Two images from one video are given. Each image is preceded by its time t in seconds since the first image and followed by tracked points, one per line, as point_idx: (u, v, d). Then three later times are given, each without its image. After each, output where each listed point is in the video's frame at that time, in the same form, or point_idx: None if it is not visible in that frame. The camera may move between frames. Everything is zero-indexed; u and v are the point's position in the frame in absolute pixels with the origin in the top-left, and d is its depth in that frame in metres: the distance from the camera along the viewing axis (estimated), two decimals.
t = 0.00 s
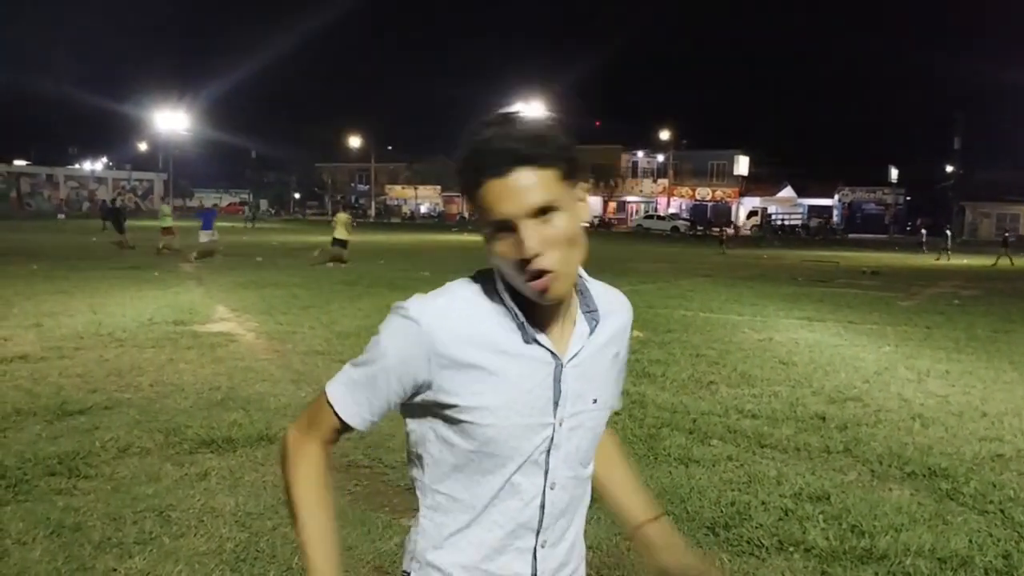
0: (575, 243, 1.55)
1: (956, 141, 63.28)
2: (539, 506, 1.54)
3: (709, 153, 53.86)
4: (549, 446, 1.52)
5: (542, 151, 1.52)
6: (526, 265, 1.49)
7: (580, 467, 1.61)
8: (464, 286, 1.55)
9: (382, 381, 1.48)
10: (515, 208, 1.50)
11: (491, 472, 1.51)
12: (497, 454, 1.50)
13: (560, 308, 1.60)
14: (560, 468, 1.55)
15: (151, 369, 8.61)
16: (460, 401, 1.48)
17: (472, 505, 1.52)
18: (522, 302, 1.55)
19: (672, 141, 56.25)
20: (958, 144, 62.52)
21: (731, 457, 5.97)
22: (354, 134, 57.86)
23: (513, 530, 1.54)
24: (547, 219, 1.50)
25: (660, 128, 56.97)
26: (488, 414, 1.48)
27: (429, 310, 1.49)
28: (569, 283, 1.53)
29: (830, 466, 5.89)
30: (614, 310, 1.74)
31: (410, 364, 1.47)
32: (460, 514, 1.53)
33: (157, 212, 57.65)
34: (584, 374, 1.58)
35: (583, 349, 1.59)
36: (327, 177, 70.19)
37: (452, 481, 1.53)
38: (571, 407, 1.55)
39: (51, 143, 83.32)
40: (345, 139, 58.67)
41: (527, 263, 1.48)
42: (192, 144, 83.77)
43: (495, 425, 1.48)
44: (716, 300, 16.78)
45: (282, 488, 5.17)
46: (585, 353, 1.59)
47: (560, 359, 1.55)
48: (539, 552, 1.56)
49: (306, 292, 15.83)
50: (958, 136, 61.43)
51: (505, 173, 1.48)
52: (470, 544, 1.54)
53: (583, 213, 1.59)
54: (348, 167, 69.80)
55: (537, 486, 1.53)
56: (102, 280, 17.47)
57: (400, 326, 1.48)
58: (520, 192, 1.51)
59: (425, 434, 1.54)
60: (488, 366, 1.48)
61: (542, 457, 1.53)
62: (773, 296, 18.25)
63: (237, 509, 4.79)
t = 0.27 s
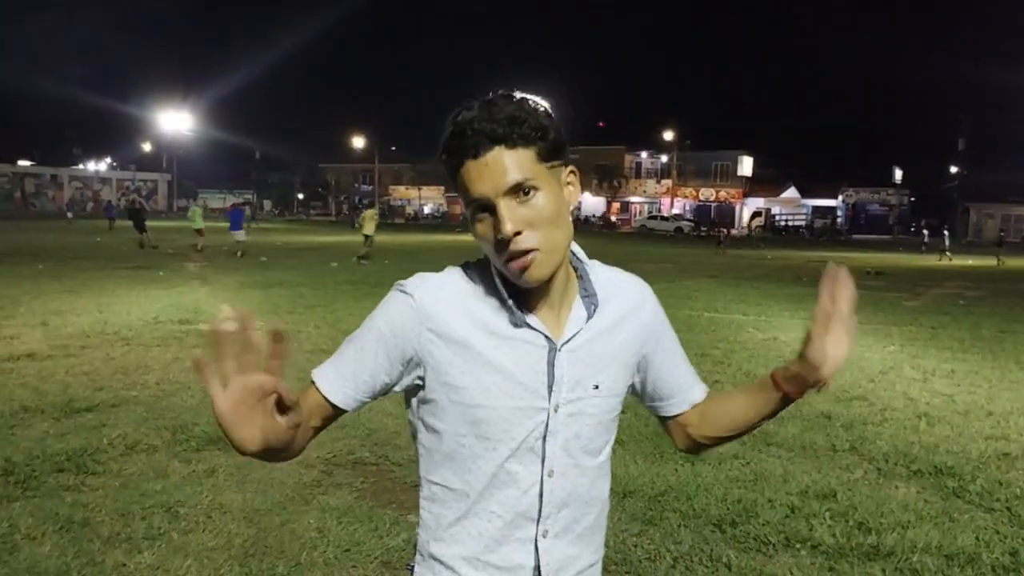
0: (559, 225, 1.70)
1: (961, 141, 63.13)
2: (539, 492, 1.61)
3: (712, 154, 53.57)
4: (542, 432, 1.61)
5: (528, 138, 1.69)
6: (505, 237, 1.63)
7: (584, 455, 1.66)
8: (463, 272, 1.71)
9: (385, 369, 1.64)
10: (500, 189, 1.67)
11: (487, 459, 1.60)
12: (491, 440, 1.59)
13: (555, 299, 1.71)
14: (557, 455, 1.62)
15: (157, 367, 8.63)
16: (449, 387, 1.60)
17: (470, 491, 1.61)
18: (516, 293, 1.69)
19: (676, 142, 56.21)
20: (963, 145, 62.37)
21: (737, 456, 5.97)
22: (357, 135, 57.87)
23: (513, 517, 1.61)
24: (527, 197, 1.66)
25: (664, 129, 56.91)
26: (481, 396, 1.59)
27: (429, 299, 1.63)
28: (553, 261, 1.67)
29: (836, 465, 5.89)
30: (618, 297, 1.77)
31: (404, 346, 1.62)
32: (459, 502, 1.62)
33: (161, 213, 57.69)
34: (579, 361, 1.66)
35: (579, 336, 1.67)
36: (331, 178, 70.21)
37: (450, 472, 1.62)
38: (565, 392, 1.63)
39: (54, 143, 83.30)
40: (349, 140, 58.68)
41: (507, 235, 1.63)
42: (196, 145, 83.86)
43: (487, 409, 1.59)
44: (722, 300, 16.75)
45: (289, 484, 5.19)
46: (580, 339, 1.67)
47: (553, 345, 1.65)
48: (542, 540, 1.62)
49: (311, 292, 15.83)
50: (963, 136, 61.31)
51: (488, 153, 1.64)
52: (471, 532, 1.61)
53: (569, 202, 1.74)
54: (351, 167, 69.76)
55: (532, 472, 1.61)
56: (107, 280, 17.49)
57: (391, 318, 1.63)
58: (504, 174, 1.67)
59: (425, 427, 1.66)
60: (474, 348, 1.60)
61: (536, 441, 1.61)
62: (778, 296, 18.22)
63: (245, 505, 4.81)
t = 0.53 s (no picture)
0: (552, 209, 1.64)
1: (964, 143, 63.18)
2: (536, 489, 1.56)
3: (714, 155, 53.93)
4: (539, 427, 1.55)
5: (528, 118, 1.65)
6: (494, 217, 1.60)
7: (586, 450, 1.59)
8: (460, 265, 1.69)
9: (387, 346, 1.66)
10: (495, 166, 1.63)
11: (482, 456, 1.57)
12: (484, 435, 1.55)
13: (553, 286, 1.65)
14: (556, 450, 1.56)
15: (165, 365, 8.66)
16: (442, 375, 1.58)
17: (470, 484, 1.58)
18: (510, 280, 1.66)
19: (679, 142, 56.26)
20: (966, 146, 62.42)
21: (744, 453, 6.00)
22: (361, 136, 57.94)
23: (511, 511, 1.57)
24: (519, 179, 1.62)
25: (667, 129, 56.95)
26: (474, 387, 1.55)
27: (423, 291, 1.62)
28: (543, 245, 1.61)
29: (843, 461, 5.91)
30: (627, 287, 1.69)
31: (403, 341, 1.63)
32: (458, 495, 1.61)
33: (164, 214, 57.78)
34: (579, 354, 1.59)
35: (578, 324, 1.61)
36: (334, 179, 70.32)
37: (451, 464, 1.61)
38: (564, 386, 1.56)
39: (57, 143, 83.30)
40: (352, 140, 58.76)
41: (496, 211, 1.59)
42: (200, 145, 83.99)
43: (482, 404, 1.55)
44: (726, 300, 16.79)
45: (300, 479, 5.22)
46: (579, 331, 1.60)
47: (550, 336, 1.58)
48: (541, 537, 1.57)
49: (316, 292, 15.87)
50: (966, 137, 61.32)
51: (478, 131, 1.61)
52: (471, 526, 1.59)
53: (565, 189, 1.69)
54: (355, 168, 69.77)
55: (530, 466, 1.56)
56: (113, 280, 17.54)
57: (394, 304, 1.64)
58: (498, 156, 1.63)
59: (428, 420, 1.65)
60: (467, 337, 1.56)
61: (534, 437, 1.55)
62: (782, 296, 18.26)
63: (256, 499, 4.85)
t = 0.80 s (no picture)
0: (526, 201, 1.70)
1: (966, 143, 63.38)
2: (514, 461, 1.57)
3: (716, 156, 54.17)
4: (515, 401, 1.57)
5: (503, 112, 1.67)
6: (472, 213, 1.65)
7: (564, 419, 1.61)
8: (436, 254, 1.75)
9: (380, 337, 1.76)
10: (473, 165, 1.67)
11: (462, 430, 1.59)
12: (461, 411, 1.58)
13: (526, 272, 1.70)
14: (533, 422, 1.58)
15: (174, 360, 8.83)
16: (420, 360, 1.63)
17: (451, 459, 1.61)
18: (485, 270, 1.70)
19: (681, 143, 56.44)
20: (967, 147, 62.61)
21: (741, 444, 6.15)
22: (364, 137, 58.16)
23: (493, 483, 1.58)
24: (496, 174, 1.65)
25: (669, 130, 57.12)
26: (450, 365, 1.59)
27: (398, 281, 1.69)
28: (516, 235, 1.67)
29: (837, 453, 6.06)
30: (598, 267, 1.72)
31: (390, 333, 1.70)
32: (443, 472, 1.63)
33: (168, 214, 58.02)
34: (551, 331, 1.62)
35: (549, 305, 1.64)
36: (337, 180, 70.57)
37: (436, 440, 1.64)
38: (537, 361, 1.59)
39: (60, 143, 83.59)
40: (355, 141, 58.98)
41: (474, 209, 1.65)
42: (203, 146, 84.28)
43: (457, 381, 1.58)
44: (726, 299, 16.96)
45: (309, 468, 5.38)
46: (550, 308, 1.63)
47: (521, 317, 1.61)
48: (522, 505, 1.57)
49: (321, 291, 16.05)
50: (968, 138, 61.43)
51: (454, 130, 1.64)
52: (456, 499, 1.60)
53: (537, 181, 1.73)
54: (357, 169, 70.02)
55: (507, 437, 1.57)
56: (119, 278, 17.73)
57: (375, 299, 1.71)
58: (474, 155, 1.68)
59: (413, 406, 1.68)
60: (441, 320, 1.61)
61: (510, 410, 1.58)
62: (783, 296, 18.43)
63: (267, 486, 5.01)
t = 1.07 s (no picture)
0: (495, 204, 1.84)
1: (966, 145, 63.52)
2: (491, 429, 1.73)
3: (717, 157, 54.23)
4: (489, 376, 1.72)
5: (471, 122, 1.79)
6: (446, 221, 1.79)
7: (535, 392, 1.77)
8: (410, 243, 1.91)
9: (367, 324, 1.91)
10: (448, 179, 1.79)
11: (440, 403, 1.73)
12: (439, 386, 1.73)
13: (497, 261, 1.85)
14: (506, 393, 1.74)
15: (178, 357, 9.00)
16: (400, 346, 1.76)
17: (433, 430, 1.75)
18: (460, 261, 1.84)
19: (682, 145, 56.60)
20: (968, 148, 62.74)
21: (731, 437, 6.30)
22: (365, 139, 58.34)
23: (471, 451, 1.73)
24: (467, 187, 1.79)
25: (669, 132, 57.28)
26: (430, 347, 1.73)
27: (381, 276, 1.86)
28: (484, 240, 1.82)
29: (825, 446, 6.21)
30: (564, 253, 1.88)
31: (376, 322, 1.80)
32: (424, 445, 1.77)
33: (170, 215, 58.17)
34: (520, 312, 1.78)
35: (519, 289, 1.80)
36: (339, 181, 70.73)
37: (417, 414, 1.78)
38: (510, 339, 1.75)
39: (63, 145, 83.82)
40: (357, 143, 59.16)
41: (448, 219, 1.79)
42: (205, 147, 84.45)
43: (436, 360, 1.73)
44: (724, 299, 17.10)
45: (309, 460, 5.54)
46: (519, 292, 1.79)
47: (493, 299, 1.77)
48: (500, 471, 1.72)
49: (322, 290, 16.22)
50: (968, 139, 61.56)
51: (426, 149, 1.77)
52: (438, 469, 1.75)
53: (506, 185, 1.86)
54: (359, 170, 70.18)
55: (483, 410, 1.72)
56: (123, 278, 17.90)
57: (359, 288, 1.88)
58: (449, 168, 1.79)
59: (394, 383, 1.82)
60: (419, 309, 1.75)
61: (485, 383, 1.73)
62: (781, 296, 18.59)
63: (269, 476, 5.16)
